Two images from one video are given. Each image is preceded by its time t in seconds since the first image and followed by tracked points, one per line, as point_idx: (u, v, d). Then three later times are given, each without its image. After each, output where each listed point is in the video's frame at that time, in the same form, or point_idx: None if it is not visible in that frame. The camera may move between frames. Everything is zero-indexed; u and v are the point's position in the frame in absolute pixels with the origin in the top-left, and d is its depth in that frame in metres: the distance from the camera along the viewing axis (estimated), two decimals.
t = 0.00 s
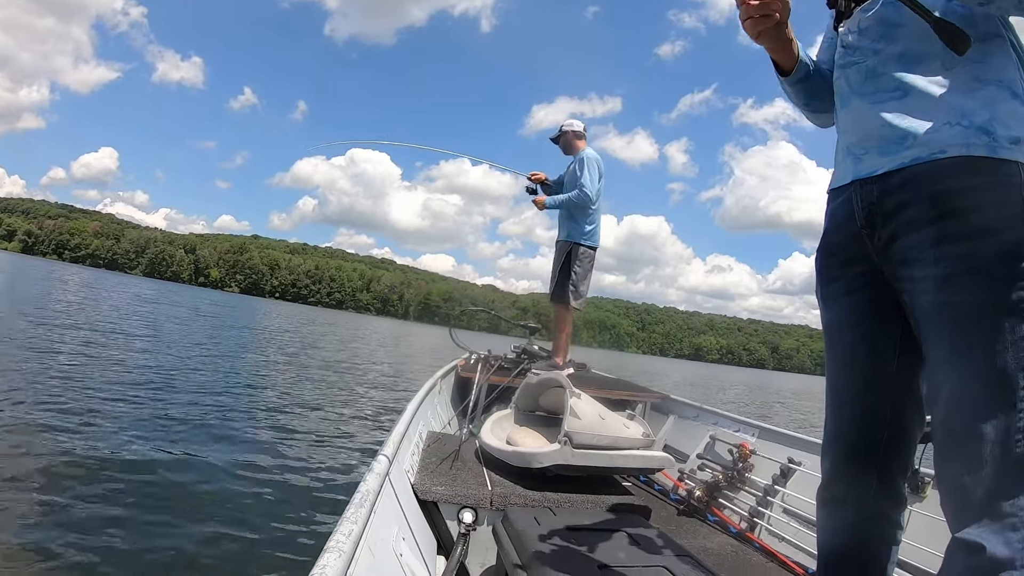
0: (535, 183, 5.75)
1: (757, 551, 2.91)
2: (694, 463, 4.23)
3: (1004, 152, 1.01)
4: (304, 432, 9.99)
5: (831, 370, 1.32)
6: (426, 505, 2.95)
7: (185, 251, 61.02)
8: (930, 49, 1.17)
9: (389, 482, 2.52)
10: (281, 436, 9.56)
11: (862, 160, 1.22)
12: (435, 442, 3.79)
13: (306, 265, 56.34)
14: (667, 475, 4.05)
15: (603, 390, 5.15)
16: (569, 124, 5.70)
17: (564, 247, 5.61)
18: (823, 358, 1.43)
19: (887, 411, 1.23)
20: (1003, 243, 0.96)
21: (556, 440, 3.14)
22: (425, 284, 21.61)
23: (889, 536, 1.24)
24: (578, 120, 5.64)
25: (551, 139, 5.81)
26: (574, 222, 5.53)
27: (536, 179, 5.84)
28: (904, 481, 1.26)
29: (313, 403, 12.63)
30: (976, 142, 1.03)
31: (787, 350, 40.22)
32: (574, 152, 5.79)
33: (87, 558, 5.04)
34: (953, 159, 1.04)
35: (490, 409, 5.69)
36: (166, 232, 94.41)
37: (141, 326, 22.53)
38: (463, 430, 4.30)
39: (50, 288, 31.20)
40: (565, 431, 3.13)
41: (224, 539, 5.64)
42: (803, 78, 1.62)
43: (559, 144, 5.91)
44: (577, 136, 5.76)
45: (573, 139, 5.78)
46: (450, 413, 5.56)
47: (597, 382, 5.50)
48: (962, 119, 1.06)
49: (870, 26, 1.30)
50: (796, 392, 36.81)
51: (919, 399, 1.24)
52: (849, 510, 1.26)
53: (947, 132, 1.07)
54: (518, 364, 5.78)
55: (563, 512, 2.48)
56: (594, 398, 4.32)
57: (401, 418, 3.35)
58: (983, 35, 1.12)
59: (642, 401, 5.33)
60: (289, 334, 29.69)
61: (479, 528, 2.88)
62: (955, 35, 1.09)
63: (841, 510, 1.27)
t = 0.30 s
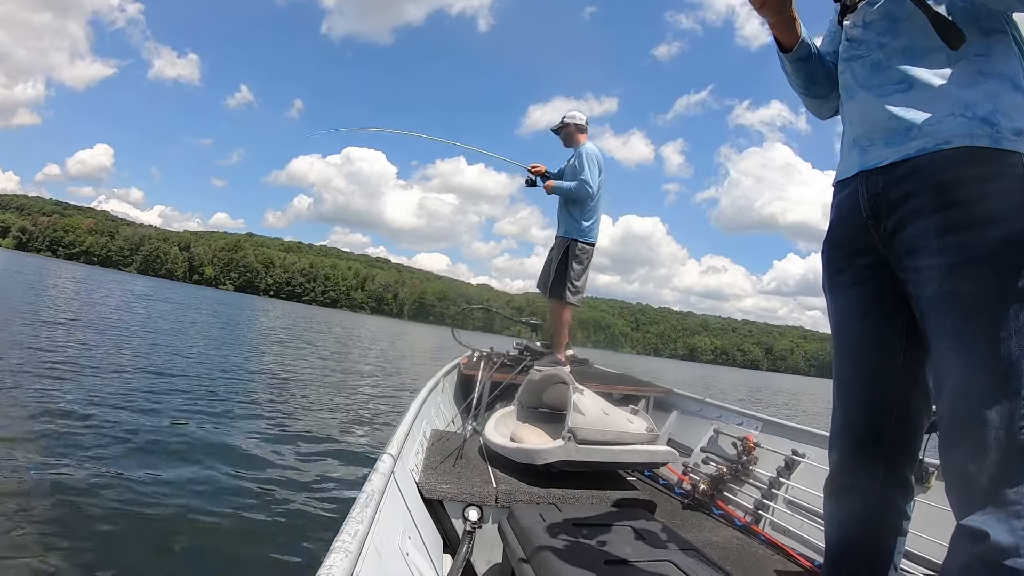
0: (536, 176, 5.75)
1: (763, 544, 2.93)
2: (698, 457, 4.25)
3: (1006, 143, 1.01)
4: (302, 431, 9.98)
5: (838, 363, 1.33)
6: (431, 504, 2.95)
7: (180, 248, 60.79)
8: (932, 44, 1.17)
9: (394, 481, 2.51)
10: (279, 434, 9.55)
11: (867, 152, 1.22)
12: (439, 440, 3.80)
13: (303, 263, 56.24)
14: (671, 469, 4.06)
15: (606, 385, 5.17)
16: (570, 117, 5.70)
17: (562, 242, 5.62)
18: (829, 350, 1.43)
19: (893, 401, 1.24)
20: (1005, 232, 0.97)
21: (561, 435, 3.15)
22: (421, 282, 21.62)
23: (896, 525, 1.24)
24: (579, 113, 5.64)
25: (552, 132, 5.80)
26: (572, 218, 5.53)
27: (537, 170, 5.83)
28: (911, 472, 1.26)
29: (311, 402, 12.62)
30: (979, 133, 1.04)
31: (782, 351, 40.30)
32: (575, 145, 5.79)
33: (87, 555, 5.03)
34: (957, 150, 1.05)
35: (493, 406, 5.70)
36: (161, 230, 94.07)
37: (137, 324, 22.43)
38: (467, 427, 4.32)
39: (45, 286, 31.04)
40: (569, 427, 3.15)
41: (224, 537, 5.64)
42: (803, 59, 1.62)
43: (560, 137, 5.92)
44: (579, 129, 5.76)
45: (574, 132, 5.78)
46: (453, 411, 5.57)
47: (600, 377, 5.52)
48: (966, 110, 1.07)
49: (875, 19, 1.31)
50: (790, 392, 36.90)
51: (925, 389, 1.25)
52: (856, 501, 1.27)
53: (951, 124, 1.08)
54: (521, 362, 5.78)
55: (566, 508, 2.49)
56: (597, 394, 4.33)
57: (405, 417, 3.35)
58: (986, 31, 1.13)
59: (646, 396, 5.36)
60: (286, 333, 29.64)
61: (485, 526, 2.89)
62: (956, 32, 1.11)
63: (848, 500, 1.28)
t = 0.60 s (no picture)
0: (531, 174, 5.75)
1: (761, 546, 2.93)
2: (697, 457, 4.26)
3: (1008, 145, 1.02)
4: (296, 429, 9.95)
5: (838, 363, 1.34)
6: (429, 502, 2.94)
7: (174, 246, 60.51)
8: (935, 44, 1.19)
9: (392, 480, 2.51)
10: (274, 433, 9.51)
11: (868, 152, 1.23)
12: (438, 439, 3.79)
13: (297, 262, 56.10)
14: (670, 469, 4.07)
15: (606, 385, 5.18)
16: (566, 115, 5.70)
17: (558, 242, 5.63)
18: (829, 351, 1.44)
19: (893, 401, 1.24)
20: (1007, 234, 0.97)
21: (560, 435, 3.14)
22: (414, 282, 21.54)
23: (895, 528, 1.25)
24: (575, 111, 5.65)
25: (548, 130, 5.81)
26: (568, 218, 5.54)
27: (533, 168, 5.83)
28: (910, 474, 1.27)
29: (306, 401, 12.58)
30: (981, 135, 1.05)
31: (776, 353, 40.43)
32: (570, 144, 5.80)
33: (80, 553, 4.99)
34: (961, 151, 1.05)
35: (492, 406, 5.71)
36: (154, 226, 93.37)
37: (129, 321, 22.29)
38: (466, 426, 4.32)
39: (37, 283, 30.82)
40: (568, 427, 3.14)
41: (219, 535, 5.62)
42: (802, 53, 1.62)
43: (555, 135, 5.92)
44: (574, 128, 5.76)
45: (570, 130, 5.78)
46: (452, 410, 5.57)
47: (599, 377, 5.53)
48: (968, 111, 1.08)
49: (878, 18, 1.32)
50: (783, 394, 37.00)
51: (926, 390, 1.25)
52: (855, 503, 1.27)
53: (953, 125, 1.08)
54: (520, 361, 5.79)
55: (565, 508, 2.49)
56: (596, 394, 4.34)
57: (404, 416, 3.34)
58: (987, 33, 1.15)
59: (645, 396, 5.37)
60: (281, 331, 29.56)
61: (483, 525, 2.88)
62: (956, 30, 1.13)
63: (847, 502, 1.28)
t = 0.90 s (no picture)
0: (527, 175, 5.75)
1: (759, 548, 2.94)
2: (695, 460, 4.27)
3: (1010, 147, 1.03)
4: (291, 429, 9.91)
5: (837, 367, 1.34)
6: (427, 504, 2.95)
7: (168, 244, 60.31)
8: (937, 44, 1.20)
9: (390, 481, 2.50)
10: (270, 433, 9.47)
11: (869, 152, 1.24)
12: (436, 440, 3.78)
13: (292, 261, 55.96)
14: (668, 471, 4.07)
15: (604, 387, 5.18)
16: (563, 117, 5.71)
17: (555, 244, 5.63)
18: (828, 353, 1.44)
19: (892, 404, 1.25)
20: (1007, 237, 0.98)
21: (558, 436, 3.15)
22: (409, 284, 21.52)
23: (893, 532, 1.25)
24: (571, 114, 5.66)
25: (544, 132, 5.81)
26: (565, 220, 5.55)
27: (530, 170, 5.83)
28: (908, 477, 1.27)
29: (301, 401, 12.54)
30: (984, 135, 1.05)
31: (769, 355, 40.59)
32: (566, 147, 5.80)
33: (75, 552, 4.95)
34: (963, 152, 1.06)
35: (490, 408, 5.70)
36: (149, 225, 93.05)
37: (122, 320, 22.16)
38: (464, 428, 4.31)
39: (29, 280, 30.56)
40: (567, 429, 3.15)
41: (215, 534, 5.60)
42: (795, 40, 1.61)
43: (552, 137, 5.92)
44: (571, 130, 5.77)
45: (567, 133, 5.79)
46: (450, 412, 5.57)
47: (597, 379, 5.53)
48: (970, 112, 1.08)
49: (880, 18, 1.33)
50: (777, 396, 37.14)
51: (924, 394, 1.26)
52: (853, 506, 1.27)
53: (954, 125, 1.09)
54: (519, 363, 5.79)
55: (564, 510, 2.49)
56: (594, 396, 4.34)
57: (402, 416, 3.33)
58: (988, 35, 1.15)
59: (644, 399, 5.37)
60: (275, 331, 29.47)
61: (481, 527, 2.88)
62: (956, 27, 1.14)
63: (844, 506, 1.29)
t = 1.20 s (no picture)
0: (524, 178, 5.75)
1: (757, 551, 2.94)
2: (693, 463, 4.27)
3: (1008, 149, 1.03)
4: (287, 429, 9.89)
5: (833, 370, 1.34)
6: (425, 505, 2.95)
7: (163, 242, 60.04)
8: (933, 45, 1.20)
9: (387, 482, 2.50)
10: (266, 433, 9.45)
11: (866, 154, 1.24)
12: (434, 442, 3.78)
13: (288, 260, 55.81)
14: (666, 474, 4.08)
15: (602, 390, 5.19)
16: (560, 121, 5.72)
17: (553, 247, 5.64)
18: (824, 356, 1.45)
19: (888, 407, 1.25)
20: (1004, 240, 0.98)
21: (556, 439, 3.15)
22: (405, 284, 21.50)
23: (889, 535, 1.25)
24: (568, 117, 5.66)
25: (542, 135, 5.82)
26: (562, 222, 5.55)
27: (527, 173, 5.83)
28: (904, 481, 1.28)
29: (297, 400, 12.51)
30: (980, 138, 1.05)
31: (764, 356, 40.69)
32: (563, 150, 5.81)
33: (70, 553, 4.92)
34: (962, 155, 1.06)
35: (488, 410, 5.70)
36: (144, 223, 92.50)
37: (116, 318, 22.06)
38: (461, 430, 4.30)
39: (23, 278, 30.36)
40: (565, 431, 3.15)
41: (211, 534, 5.57)
42: (791, 36, 1.61)
43: (548, 140, 5.93)
44: (567, 134, 5.78)
45: (564, 136, 5.79)
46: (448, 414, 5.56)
47: (595, 382, 5.53)
48: (967, 114, 1.09)
49: (878, 19, 1.34)
50: (771, 397, 37.23)
51: (919, 397, 1.26)
52: (849, 510, 1.28)
53: (952, 127, 1.09)
54: (518, 365, 5.78)
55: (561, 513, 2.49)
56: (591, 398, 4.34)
57: (400, 418, 3.33)
58: (987, 36, 1.15)
59: (642, 402, 5.38)
60: (271, 330, 29.39)
61: (479, 529, 2.88)
62: (953, 29, 1.15)
63: (841, 510, 1.29)
